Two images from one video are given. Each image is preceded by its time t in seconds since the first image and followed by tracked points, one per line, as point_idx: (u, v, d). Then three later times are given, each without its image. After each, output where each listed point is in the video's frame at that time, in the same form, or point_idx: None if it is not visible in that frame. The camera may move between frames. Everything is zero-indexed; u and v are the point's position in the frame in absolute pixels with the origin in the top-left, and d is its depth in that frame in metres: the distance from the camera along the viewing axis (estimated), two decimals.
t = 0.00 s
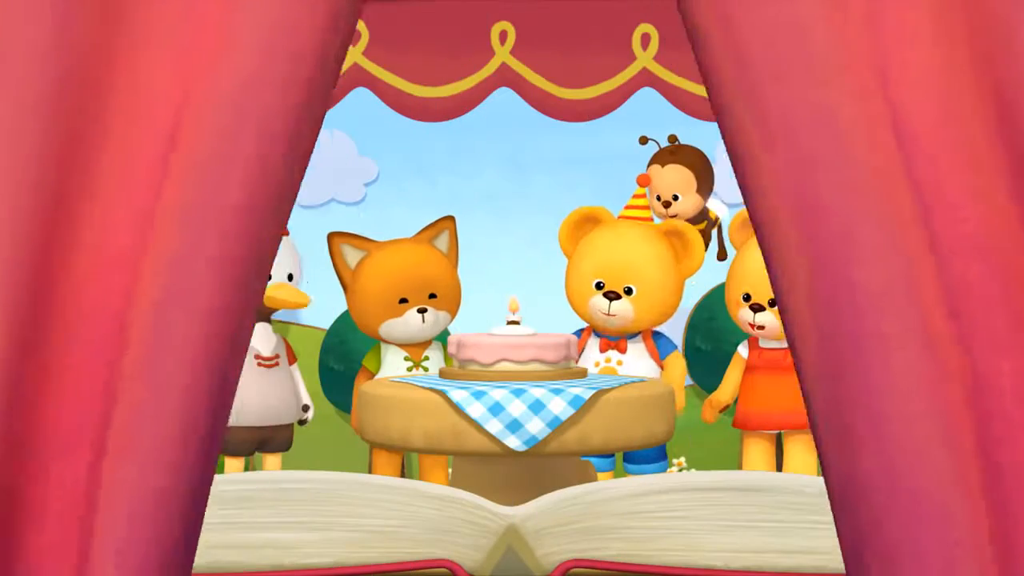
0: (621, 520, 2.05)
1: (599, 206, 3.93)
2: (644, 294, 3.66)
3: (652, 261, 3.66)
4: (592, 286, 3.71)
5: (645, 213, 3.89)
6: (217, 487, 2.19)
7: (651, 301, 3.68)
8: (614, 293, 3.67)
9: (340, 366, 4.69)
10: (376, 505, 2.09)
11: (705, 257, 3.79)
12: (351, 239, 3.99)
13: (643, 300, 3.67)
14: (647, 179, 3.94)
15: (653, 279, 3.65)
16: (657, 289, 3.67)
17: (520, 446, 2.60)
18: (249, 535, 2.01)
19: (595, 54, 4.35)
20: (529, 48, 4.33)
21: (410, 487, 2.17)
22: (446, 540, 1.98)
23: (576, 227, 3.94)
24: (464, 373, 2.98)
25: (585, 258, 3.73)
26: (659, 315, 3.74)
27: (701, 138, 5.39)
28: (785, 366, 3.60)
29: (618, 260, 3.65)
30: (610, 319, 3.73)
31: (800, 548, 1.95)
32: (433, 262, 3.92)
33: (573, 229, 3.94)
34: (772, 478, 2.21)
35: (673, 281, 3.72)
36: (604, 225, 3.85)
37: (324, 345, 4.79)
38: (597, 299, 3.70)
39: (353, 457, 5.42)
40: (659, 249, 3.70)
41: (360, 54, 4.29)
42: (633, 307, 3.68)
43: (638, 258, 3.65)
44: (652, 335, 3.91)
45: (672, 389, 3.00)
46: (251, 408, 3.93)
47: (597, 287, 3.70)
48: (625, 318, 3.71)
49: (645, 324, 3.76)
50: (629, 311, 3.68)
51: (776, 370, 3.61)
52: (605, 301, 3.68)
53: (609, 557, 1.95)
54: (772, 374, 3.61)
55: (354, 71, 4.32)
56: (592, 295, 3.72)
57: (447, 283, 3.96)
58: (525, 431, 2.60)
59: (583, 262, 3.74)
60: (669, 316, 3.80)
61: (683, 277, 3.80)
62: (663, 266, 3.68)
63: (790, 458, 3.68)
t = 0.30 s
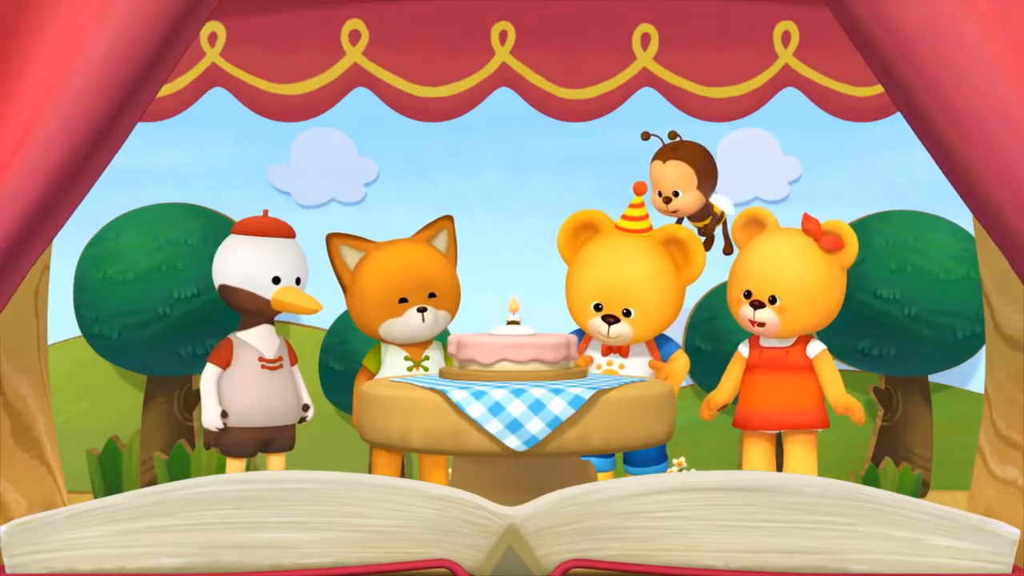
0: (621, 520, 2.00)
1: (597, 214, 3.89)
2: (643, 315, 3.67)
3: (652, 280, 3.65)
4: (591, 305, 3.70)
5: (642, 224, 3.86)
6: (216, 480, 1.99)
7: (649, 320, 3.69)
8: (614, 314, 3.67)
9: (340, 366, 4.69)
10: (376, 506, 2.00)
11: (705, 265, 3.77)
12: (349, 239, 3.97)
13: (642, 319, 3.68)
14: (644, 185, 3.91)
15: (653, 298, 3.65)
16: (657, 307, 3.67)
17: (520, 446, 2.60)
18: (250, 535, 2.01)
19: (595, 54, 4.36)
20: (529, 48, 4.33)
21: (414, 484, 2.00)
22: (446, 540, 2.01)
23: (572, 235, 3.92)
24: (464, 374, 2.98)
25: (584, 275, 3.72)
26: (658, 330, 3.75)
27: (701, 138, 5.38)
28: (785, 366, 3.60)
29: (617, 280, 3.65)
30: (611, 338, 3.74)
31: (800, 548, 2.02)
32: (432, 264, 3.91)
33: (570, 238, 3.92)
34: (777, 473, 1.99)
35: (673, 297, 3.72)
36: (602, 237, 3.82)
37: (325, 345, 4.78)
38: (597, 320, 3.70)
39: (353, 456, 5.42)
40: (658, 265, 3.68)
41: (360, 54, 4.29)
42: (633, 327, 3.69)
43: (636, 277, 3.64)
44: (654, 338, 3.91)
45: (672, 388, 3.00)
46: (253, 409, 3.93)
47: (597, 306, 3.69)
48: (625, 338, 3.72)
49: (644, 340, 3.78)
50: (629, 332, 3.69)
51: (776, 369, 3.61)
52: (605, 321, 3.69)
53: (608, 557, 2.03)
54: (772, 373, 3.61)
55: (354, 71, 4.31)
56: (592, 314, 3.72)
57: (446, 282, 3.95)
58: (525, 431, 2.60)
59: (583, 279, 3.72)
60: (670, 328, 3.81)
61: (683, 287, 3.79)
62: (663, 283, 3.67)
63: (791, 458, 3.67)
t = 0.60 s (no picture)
0: (620, 520, 2.00)
1: (599, 208, 3.89)
2: (644, 306, 3.67)
3: (653, 272, 3.66)
4: (592, 297, 3.71)
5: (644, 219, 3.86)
6: (215, 480, 1.99)
7: (650, 314, 3.69)
8: (615, 305, 3.67)
9: (340, 366, 4.68)
10: (375, 506, 2.00)
11: (706, 260, 3.76)
12: (349, 239, 3.97)
13: (643, 310, 3.68)
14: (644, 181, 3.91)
15: (654, 289, 3.65)
16: (658, 298, 3.67)
17: (520, 446, 2.59)
18: (249, 535, 2.01)
19: (595, 53, 4.35)
20: (529, 48, 4.33)
21: (413, 483, 2.00)
22: (446, 540, 2.01)
23: (573, 232, 3.90)
24: (464, 374, 2.98)
25: (585, 268, 3.73)
26: (660, 324, 3.75)
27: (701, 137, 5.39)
28: (783, 373, 3.60)
29: (618, 272, 3.65)
30: (612, 330, 3.74)
31: (800, 548, 2.02)
32: (429, 264, 3.90)
33: (572, 232, 3.90)
34: (778, 472, 1.99)
35: (674, 290, 3.72)
36: (604, 231, 3.82)
37: (324, 345, 4.78)
38: (598, 311, 3.70)
39: (353, 456, 5.42)
40: (659, 258, 3.69)
41: (360, 54, 4.28)
42: (634, 318, 3.69)
43: (637, 269, 3.65)
44: (654, 336, 3.90)
45: (672, 387, 3.00)
46: (253, 409, 3.93)
47: (598, 298, 3.69)
48: (626, 329, 3.72)
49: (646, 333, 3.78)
50: (630, 322, 3.69)
51: (776, 375, 3.62)
52: (606, 313, 3.68)
53: (608, 557, 2.03)
54: (771, 379, 3.62)
55: (354, 71, 4.31)
56: (593, 306, 3.72)
57: (446, 281, 3.95)
58: (525, 431, 2.60)
59: (584, 272, 3.73)
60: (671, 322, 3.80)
61: (684, 282, 3.79)
62: (664, 275, 3.67)
63: (792, 458, 3.67)
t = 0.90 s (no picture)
0: (620, 520, 2.00)
1: (603, 207, 3.87)
2: (643, 307, 3.67)
3: (652, 273, 3.66)
4: (592, 297, 3.71)
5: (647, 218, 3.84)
6: (215, 480, 1.99)
7: (648, 314, 3.69)
8: (614, 306, 3.67)
9: (339, 366, 4.69)
10: (376, 505, 2.00)
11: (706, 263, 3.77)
12: (353, 240, 3.98)
13: (641, 310, 3.68)
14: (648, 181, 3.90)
15: (654, 290, 3.66)
16: (657, 299, 3.67)
17: (520, 446, 2.60)
18: (248, 535, 2.01)
19: (595, 53, 4.35)
20: (529, 48, 4.33)
21: (413, 483, 2.00)
22: (446, 540, 2.01)
23: (576, 229, 3.89)
24: (465, 374, 2.98)
25: (585, 266, 3.73)
26: (658, 325, 3.75)
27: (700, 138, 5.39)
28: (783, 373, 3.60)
29: (617, 272, 3.66)
30: (611, 330, 3.74)
31: (800, 548, 2.02)
32: (432, 267, 3.91)
33: (575, 231, 3.90)
34: (779, 472, 1.99)
35: (674, 291, 3.72)
36: (606, 230, 3.82)
37: (324, 345, 4.78)
38: (596, 311, 3.70)
39: (353, 456, 5.42)
40: (659, 259, 3.70)
41: (360, 54, 4.29)
42: (631, 319, 3.69)
43: (637, 270, 3.65)
44: (655, 335, 3.89)
45: (672, 387, 3.00)
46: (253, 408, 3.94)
47: (597, 298, 3.69)
48: (624, 330, 3.72)
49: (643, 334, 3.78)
50: (628, 323, 3.69)
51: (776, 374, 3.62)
52: (604, 313, 3.69)
53: (608, 557, 2.03)
54: (771, 379, 3.62)
55: (354, 71, 4.32)
56: (592, 306, 3.72)
57: (449, 285, 3.96)
58: (525, 431, 2.60)
59: (584, 271, 3.74)
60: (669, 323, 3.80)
61: (684, 284, 3.80)
62: (664, 276, 3.68)
63: (792, 458, 3.67)
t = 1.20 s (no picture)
0: (620, 520, 2.01)
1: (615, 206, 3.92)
2: (621, 296, 3.69)
3: (636, 264, 3.67)
4: (577, 282, 3.77)
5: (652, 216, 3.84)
6: (215, 480, 1.99)
7: (625, 307, 3.70)
8: (593, 291, 3.72)
9: (340, 366, 4.69)
10: (376, 506, 2.00)
11: (698, 267, 3.72)
12: (376, 240, 3.91)
13: (620, 299, 3.69)
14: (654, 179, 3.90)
15: (634, 281, 3.66)
16: (636, 291, 3.67)
17: (520, 446, 2.60)
18: (248, 535, 2.01)
19: (595, 53, 4.35)
20: (529, 48, 4.33)
21: (413, 483, 2.00)
22: (446, 540, 2.01)
23: (590, 222, 3.95)
24: (464, 374, 2.98)
25: (579, 254, 3.81)
26: (637, 322, 3.74)
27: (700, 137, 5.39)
28: (784, 372, 3.60)
29: (602, 260, 3.71)
30: (593, 318, 3.77)
31: (800, 548, 2.02)
32: (452, 277, 3.92)
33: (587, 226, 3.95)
34: (779, 472, 1.99)
35: (660, 288, 3.70)
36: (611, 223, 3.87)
37: (324, 345, 4.78)
38: (579, 296, 3.76)
39: (353, 456, 5.42)
40: (648, 253, 3.70)
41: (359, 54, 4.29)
42: (609, 307, 3.71)
43: (621, 258, 3.68)
44: (654, 331, 3.87)
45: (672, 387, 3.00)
46: (252, 408, 3.94)
47: (581, 283, 3.75)
48: (603, 317, 3.74)
49: (627, 327, 3.77)
50: (606, 310, 3.71)
51: (776, 375, 3.62)
52: (584, 298, 3.74)
53: (608, 557, 2.03)
54: (771, 378, 3.61)
55: (354, 71, 4.32)
56: (576, 291, 3.78)
57: (465, 295, 3.98)
58: (525, 431, 2.60)
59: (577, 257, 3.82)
60: (654, 322, 3.77)
61: (676, 284, 3.76)
62: (648, 270, 3.67)
63: (792, 458, 3.66)
